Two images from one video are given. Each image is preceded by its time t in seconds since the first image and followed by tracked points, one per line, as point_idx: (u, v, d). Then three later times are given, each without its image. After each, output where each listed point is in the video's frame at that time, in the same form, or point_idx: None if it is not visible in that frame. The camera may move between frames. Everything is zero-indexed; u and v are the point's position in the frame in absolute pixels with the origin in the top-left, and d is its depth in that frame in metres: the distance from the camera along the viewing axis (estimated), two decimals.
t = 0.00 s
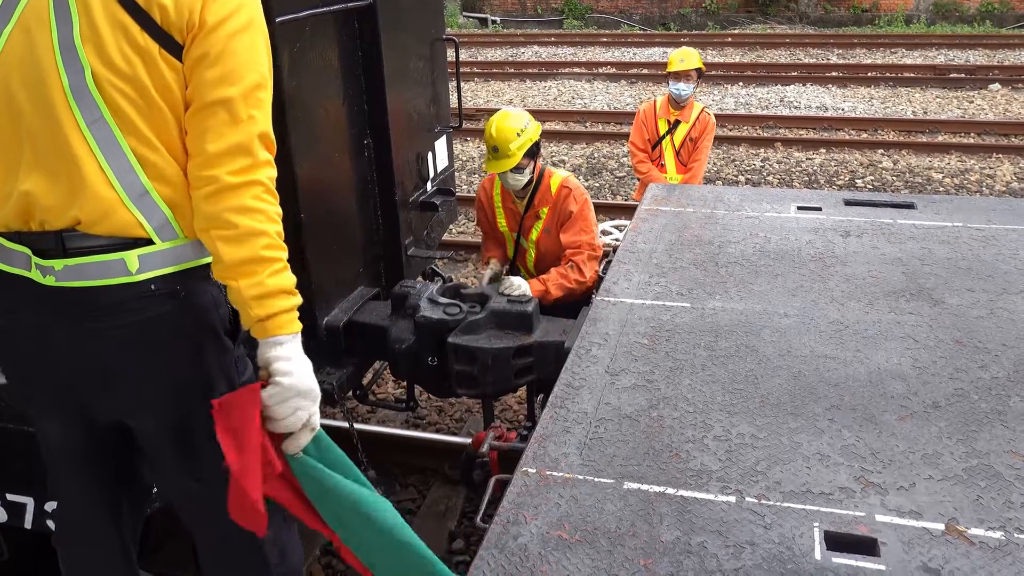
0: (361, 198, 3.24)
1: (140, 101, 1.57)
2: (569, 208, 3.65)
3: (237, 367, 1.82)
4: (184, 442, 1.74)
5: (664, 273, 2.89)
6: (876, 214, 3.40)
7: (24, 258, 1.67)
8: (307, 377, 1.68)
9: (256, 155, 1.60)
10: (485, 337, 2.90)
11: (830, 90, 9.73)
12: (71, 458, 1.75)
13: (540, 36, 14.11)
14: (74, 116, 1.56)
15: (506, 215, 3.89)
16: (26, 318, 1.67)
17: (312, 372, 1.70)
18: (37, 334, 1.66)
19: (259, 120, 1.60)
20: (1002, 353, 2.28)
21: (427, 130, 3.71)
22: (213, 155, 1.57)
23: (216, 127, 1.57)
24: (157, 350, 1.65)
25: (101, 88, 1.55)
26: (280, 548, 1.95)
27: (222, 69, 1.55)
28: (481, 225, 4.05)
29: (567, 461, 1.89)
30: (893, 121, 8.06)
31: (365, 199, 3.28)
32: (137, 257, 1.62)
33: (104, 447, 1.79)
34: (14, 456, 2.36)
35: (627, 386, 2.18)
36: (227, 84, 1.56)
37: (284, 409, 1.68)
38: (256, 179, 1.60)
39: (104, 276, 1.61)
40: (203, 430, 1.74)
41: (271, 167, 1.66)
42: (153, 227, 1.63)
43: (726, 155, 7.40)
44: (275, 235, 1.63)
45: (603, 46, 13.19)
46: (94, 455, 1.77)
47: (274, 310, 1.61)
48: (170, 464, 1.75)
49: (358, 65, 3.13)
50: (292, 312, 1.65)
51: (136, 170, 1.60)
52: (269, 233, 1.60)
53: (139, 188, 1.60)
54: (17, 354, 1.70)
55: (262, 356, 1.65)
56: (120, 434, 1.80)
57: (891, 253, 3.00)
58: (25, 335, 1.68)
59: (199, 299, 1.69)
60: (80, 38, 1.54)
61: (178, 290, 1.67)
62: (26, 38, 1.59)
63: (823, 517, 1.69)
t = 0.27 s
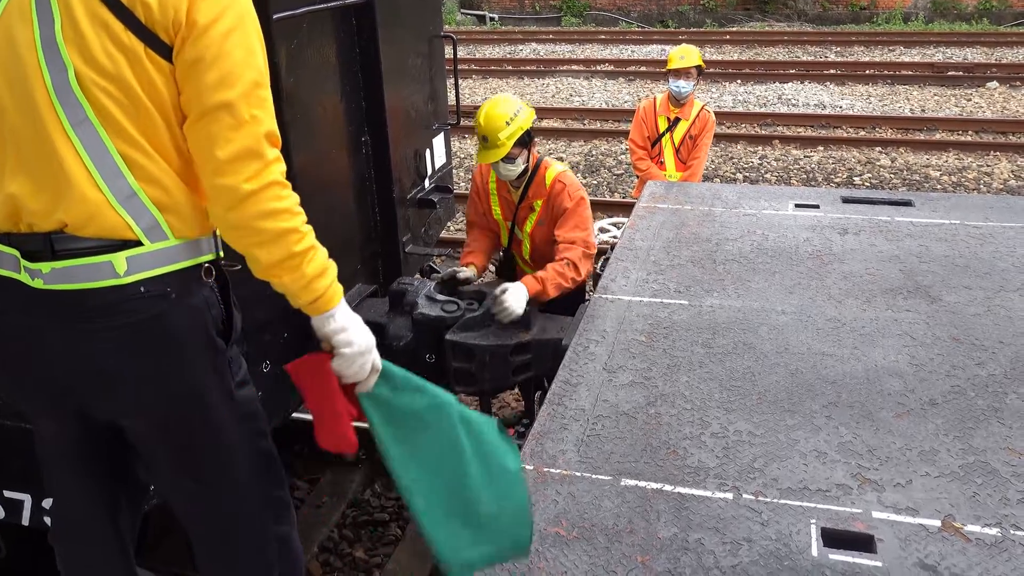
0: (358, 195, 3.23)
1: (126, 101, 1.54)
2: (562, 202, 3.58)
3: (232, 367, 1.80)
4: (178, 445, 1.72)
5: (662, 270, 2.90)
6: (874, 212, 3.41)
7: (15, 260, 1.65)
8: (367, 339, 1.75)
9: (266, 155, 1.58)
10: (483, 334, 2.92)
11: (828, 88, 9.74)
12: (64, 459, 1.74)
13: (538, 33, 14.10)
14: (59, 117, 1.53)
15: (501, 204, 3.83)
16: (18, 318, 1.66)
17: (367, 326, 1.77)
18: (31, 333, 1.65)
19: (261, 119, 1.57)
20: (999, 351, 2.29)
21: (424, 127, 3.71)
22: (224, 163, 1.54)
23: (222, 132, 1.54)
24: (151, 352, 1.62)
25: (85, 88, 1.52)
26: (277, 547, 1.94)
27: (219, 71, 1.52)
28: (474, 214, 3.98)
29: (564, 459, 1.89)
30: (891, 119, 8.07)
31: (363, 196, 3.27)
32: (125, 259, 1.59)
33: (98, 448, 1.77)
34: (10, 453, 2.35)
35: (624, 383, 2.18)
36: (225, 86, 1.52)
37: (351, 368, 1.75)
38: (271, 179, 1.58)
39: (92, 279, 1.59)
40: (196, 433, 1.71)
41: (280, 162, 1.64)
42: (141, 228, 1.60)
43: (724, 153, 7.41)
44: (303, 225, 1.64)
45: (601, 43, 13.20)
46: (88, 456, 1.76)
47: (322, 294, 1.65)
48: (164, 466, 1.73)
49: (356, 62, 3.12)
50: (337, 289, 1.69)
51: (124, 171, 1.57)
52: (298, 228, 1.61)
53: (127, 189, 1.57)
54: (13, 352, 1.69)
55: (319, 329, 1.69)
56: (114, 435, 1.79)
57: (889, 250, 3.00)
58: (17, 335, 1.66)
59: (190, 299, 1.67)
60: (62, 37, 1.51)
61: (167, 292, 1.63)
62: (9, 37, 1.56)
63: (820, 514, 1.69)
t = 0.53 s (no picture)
0: (357, 193, 3.23)
1: (127, 102, 1.54)
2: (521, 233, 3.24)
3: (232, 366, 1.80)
4: (178, 445, 1.71)
5: (661, 268, 2.90)
6: (873, 210, 3.41)
7: (13, 261, 1.65)
8: (380, 311, 1.92)
9: (273, 154, 1.60)
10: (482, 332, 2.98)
11: (827, 86, 9.74)
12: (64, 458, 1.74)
13: (538, 31, 14.08)
14: (57, 118, 1.53)
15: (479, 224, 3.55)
16: (18, 320, 1.65)
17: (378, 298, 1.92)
18: (32, 335, 1.64)
19: (266, 119, 1.58)
20: (997, 349, 2.29)
21: (424, 125, 3.71)
22: (233, 165, 1.56)
23: (228, 134, 1.55)
24: (152, 352, 1.62)
25: (84, 89, 1.52)
26: (275, 546, 1.94)
27: (224, 73, 1.52)
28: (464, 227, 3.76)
29: (563, 457, 1.90)
30: (890, 118, 8.07)
31: (362, 194, 3.27)
32: (126, 260, 1.59)
33: (97, 447, 1.77)
34: (9, 451, 2.35)
35: (623, 381, 2.18)
36: (230, 88, 1.53)
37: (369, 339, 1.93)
38: (280, 176, 1.61)
39: (94, 280, 1.59)
40: (196, 433, 1.71)
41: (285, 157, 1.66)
42: (142, 229, 1.60)
43: (723, 151, 7.41)
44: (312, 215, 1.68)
45: (600, 42, 13.18)
46: (87, 455, 1.76)
47: (337, 275, 1.76)
48: (164, 466, 1.73)
49: (355, 60, 3.12)
50: (348, 268, 1.79)
51: (124, 172, 1.56)
52: (310, 220, 1.66)
53: (127, 190, 1.57)
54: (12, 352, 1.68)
55: (337, 309, 1.84)
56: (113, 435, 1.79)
57: (887, 249, 3.00)
58: (16, 337, 1.65)
59: (192, 299, 1.67)
60: (60, 37, 1.50)
61: (168, 291, 1.64)
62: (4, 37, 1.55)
63: (818, 512, 1.70)
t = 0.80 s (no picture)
0: (359, 188, 3.23)
1: (133, 93, 1.53)
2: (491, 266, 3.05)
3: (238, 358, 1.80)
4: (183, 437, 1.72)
5: (662, 265, 2.90)
6: (874, 209, 3.41)
7: (22, 253, 1.65)
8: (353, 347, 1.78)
9: (265, 147, 1.58)
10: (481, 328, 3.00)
11: (829, 85, 9.72)
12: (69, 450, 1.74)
13: (539, 27, 14.06)
14: (64, 109, 1.53)
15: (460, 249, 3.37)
16: (24, 312, 1.65)
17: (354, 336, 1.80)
18: (40, 327, 1.64)
19: (262, 110, 1.57)
20: (997, 348, 2.29)
21: (425, 120, 3.70)
22: (222, 153, 1.54)
23: (222, 122, 1.53)
24: (157, 344, 1.62)
25: (91, 80, 1.51)
26: (278, 539, 1.95)
27: (223, 60, 1.52)
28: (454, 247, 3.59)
29: (563, 452, 1.90)
30: (891, 116, 8.06)
31: (364, 188, 3.27)
32: (134, 251, 1.59)
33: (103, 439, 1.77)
34: (11, 443, 2.36)
35: (623, 377, 2.18)
36: (228, 76, 1.52)
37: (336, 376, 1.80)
38: (269, 171, 1.58)
39: (102, 271, 1.59)
40: (201, 425, 1.71)
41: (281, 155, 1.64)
42: (149, 220, 1.60)
43: (724, 149, 7.40)
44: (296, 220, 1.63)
45: (603, 39, 13.17)
46: (93, 448, 1.76)
47: (312, 294, 1.66)
48: (169, 458, 1.73)
49: (358, 54, 3.12)
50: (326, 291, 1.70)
51: (131, 163, 1.56)
52: (292, 224, 1.61)
53: (134, 181, 1.57)
54: (17, 343, 1.69)
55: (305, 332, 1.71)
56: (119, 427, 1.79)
57: (889, 247, 3.00)
58: (22, 328, 1.66)
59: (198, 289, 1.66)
60: (66, 28, 1.50)
61: (176, 282, 1.63)
62: (9, 28, 1.54)
63: (818, 509, 1.70)
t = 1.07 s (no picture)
0: (362, 177, 3.23)
1: (137, 81, 1.53)
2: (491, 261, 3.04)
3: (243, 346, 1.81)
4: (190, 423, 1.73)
5: (666, 254, 2.89)
6: (879, 198, 3.40)
7: (26, 243, 1.65)
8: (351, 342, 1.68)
9: (265, 131, 1.55)
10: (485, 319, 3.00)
11: (833, 74, 9.69)
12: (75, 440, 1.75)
13: (542, 17, 14.01)
14: (69, 98, 1.53)
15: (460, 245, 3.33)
16: (30, 301, 1.66)
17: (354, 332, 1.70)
18: (46, 318, 1.65)
19: (262, 94, 1.54)
20: (1002, 338, 2.29)
21: (429, 110, 3.70)
22: (222, 137, 1.52)
23: (221, 105, 1.51)
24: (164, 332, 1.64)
25: (95, 69, 1.51)
26: (285, 527, 1.96)
27: (223, 43, 1.50)
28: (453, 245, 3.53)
29: (567, 441, 1.90)
30: (896, 105, 8.02)
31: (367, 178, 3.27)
32: (140, 240, 1.59)
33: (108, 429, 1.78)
34: (17, 431, 2.37)
35: (627, 367, 2.18)
36: (227, 60, 1.50)
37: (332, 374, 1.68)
38: (269, 155, 1.55)
39: (108, 260, 1.59)
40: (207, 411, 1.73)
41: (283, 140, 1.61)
42: (155, 209, 1.60)
43: (728, 139, 7.38)
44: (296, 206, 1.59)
45: (606, 28, 13.13)
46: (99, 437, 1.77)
47: (310, 284, 1.60)
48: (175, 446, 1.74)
49: (361, 44, 3.12)
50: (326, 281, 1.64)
51: (136, 151, 1.56)
52: (292, 210, 1.57)
53: (139, 170, 1.57)
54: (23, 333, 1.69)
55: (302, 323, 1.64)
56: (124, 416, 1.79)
57: (893, 236, 3.00)
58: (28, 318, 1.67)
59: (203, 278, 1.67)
60: (70, 17, 1.50)
61: (182, 271, 1.64)
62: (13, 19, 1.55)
63: (821, 498, 1.70)
